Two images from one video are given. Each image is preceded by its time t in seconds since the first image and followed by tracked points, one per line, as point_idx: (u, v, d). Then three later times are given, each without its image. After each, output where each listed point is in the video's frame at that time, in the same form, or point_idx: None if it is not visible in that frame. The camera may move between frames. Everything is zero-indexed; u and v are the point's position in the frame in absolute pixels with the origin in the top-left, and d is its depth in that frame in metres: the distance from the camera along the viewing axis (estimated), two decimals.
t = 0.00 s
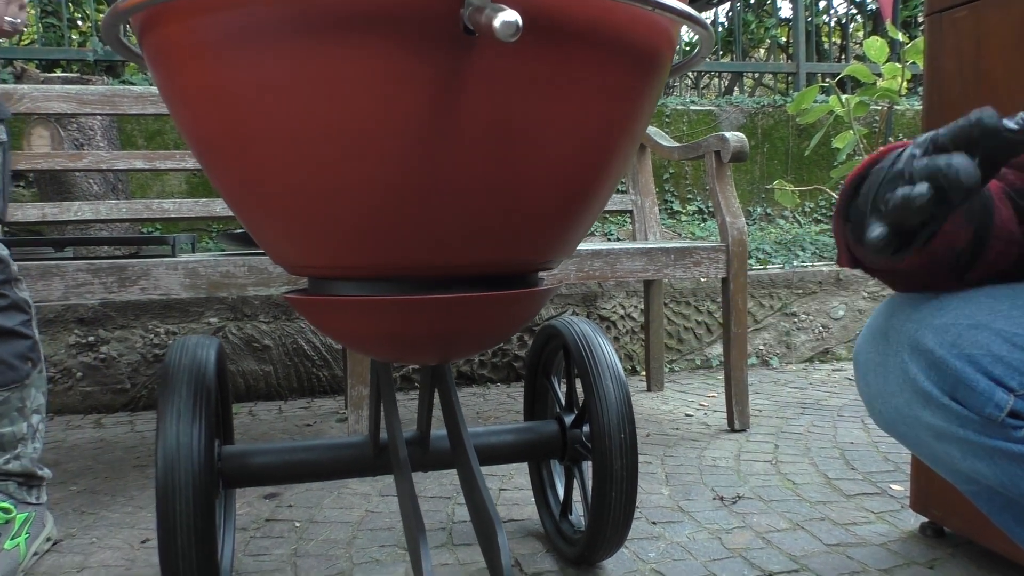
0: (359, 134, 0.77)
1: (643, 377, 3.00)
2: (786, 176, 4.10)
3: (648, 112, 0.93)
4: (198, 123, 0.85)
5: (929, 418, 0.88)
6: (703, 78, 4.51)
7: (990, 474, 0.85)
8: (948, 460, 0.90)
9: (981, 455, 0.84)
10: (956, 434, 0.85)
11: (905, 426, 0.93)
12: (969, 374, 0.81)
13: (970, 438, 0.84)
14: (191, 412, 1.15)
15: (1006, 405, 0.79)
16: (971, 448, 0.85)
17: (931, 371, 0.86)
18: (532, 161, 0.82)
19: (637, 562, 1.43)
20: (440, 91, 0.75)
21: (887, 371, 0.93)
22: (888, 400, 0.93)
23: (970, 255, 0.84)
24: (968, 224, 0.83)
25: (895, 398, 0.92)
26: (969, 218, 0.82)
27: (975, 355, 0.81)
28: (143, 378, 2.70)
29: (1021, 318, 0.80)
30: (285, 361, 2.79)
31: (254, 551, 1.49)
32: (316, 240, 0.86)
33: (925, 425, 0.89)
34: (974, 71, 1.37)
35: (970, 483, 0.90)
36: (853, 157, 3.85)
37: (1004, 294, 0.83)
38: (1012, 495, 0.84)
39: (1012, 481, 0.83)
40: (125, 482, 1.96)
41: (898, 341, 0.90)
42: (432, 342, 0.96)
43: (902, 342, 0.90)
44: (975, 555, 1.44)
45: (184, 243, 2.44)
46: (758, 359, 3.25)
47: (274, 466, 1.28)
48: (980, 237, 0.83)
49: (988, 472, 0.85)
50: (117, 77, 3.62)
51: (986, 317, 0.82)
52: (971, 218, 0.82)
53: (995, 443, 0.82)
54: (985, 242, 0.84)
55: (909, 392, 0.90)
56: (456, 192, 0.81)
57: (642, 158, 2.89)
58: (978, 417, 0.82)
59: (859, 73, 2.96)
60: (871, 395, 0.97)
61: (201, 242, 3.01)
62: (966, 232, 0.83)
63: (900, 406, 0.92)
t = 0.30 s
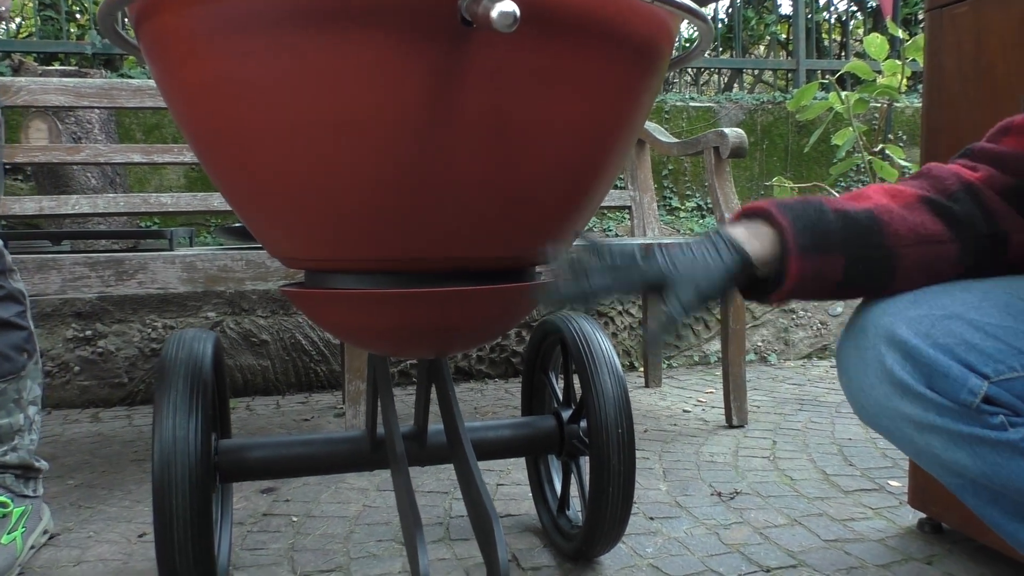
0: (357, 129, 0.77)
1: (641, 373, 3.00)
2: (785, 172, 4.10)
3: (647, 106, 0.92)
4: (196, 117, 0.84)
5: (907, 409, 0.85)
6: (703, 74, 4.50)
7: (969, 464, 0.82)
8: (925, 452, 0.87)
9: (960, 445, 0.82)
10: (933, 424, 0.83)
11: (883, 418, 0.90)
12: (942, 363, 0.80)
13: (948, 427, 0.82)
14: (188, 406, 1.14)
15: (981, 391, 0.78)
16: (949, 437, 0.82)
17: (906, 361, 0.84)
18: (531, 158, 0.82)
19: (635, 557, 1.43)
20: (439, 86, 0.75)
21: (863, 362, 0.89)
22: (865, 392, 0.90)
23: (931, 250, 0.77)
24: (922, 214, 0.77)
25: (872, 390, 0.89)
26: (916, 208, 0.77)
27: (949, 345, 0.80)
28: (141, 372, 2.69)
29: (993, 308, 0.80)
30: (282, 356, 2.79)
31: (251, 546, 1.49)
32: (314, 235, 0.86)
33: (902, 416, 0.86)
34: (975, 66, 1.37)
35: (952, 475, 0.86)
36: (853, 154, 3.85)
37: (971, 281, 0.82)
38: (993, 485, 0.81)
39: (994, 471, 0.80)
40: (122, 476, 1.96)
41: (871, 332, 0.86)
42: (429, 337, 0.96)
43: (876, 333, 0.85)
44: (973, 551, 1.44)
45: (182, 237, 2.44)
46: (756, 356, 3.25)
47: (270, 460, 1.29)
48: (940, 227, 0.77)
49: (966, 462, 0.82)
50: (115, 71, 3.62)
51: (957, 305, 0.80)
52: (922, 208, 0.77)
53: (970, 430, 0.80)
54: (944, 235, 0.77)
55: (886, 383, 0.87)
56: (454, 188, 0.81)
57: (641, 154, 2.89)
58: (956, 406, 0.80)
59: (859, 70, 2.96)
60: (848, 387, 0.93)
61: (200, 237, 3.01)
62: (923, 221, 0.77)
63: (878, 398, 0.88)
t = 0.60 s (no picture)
0: (353, 122, 0.76)
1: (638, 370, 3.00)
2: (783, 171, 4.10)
3: (644, 101, 0.92)
4: (191, 111, 0.84)
5: (903, 393, 0.83)
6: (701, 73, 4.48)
7: (965, 450, 0.79)
8: (925, 439, 0.84)
9: (957, 430, 0.78)
10: (929, 408, 0.80)
11: (882, 403, 0.88)
12: (938, 345, 0.77)
13: (945, 412, 0.79)
14: (182, 401, 1.14)
15: (978, 375, 0.74)
16: (945, 423, 0.79)
17: (905, 345, 0.81)
18: (528, 152, 0.82)
19: (630, 554, 1.43)
20: (436, 79, 0.75)
21: (861, 345, 0.87)
22: (863, 374, 0.88)
23: (963, 242, 0.75)
24: (959, 204, 0.74)
25: (871, 374, 0.86)
26: (953, 197, 0.74)
27: (947, 328, 0.76)
28: (137, 369, 2.69)
29: (997, 293, 0.76)
30: (279, 352, 2.79)
31: (247, 541, 1.48)
32: (309, 229, 0.86)
33: (900, 400, 0.84)
34: (973, 60, 1.37)
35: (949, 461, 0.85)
36: (850, 153, 3.86)
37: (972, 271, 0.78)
38: (990, 472, 0.78)
39: (991, 458, 0.76)
40: (118, 472, 1.95)
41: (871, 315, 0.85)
42: (425, 331, 0.96)
43: (876, 316, 0.84)
44: (968, 548, 1.44)
45: (179, 233, 2.43)
46: (753, 354, 3.25)
47: (266, 456, 1.28)
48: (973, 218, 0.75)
49: (964, 448, 0.79)
50: (112, 67, 3.61)
51: (956, 290, 0.77)
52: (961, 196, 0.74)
53: (968, 415, 0.76)
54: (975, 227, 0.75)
55: (883, 367, 0.84)
56: (451, 182, 0.81)
57: (639, 151, 2.89)
58: (952, 390, 0.77)
59: (858, 69, 2.95)
60: (848, 370, 0.92)
61: (197, 233, 3.00)
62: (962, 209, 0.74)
63: (877, 382, 0.86)
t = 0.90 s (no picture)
0: (352, 122, 0.76)
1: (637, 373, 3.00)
2: (782, 174, 4.10)
3: (642, 102, 0.92)
4: (188, 111, 0.83)
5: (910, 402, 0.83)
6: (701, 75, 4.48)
7: (974, 460, 0.80)
8: (929, 445, 0.85)
9: (965, 439, 0.80)
10: (938, 418, 0.81)
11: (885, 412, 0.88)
12: (949, 355, 0.78)
13: (954, 421, 0.80)
14: (178, 403, 1.14)
15: (990, 385, 0.76)
16: (954, 432, 0.80)
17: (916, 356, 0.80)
18: (528, 152, 0.82)
19: (628, 557, 1.43)
20: (434, 78, 0.74)
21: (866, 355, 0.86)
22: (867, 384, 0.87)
23: (979, 244, 0.78)
24: (972, 208, 0.77)
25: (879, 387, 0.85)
26: (964, 201, 0.76)
27: (958, 337, 0.77)
28: (134, 369, 2.68)
29: (1005, 301, 0.78)
30: (277, 354, 2.78)
31: (243, 543, 1.48)
32: (307, 230, 0.85)
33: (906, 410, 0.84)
34: (972, 62, 1.37)
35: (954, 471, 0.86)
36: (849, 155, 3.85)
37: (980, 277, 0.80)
38: (998, 483, 0.80)
39: (1000, 467, 0.78)
40: (114, 473, 1.95)
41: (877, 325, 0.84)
42: (424, 333, 0.95)
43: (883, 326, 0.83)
44: (966, 552, 1.44)
45: (177, 233, 2.42)
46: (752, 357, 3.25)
47: (262, 458, 1.28)
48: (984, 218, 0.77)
49: (971, 457, 0.80)
50: (111, 67, 3.61)
51: (965, 297, 0.78)
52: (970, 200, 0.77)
53: (977, 425, 0.78)
54: (987, 229, 0.78)
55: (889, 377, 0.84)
56: (451, 181, 0.80)
57: (638, 153, 2.89)
58: (962, 400, 0.78)
59: (857, 71, 2.94)
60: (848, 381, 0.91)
61: (195, 233, 3.00)
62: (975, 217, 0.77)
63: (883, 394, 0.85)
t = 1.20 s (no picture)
0: (349, 122, 0.76)
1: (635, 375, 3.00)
2: (781, 177, 4.11)
3: (641, 101, 0.92)
4: (185, 112, 0.83)
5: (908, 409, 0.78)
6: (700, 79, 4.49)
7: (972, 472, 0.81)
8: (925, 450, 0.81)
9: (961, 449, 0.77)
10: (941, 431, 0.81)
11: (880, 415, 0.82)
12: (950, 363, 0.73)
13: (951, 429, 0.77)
14: (174, 405, 1.13)
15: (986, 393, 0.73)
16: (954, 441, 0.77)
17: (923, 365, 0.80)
18: (528, 151, 0.82)
19: (625, 560, 1.43)
20: (431, 77, 0.74)
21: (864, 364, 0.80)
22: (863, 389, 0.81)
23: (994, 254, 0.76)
24: (981, 218, 0.74)
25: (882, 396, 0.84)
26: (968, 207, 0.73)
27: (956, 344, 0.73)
28: (132, 371, 2.68)
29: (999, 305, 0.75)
30: (275, 355, 2.78)
31: (239, 545, 1.47)
32: (304, 230, 0.85)
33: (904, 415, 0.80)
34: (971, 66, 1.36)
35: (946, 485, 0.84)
36: (849, 159, 3.86)
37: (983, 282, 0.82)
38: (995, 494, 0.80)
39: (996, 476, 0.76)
40: (110, 474, 1.94)
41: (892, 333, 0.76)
42: (419, 333, 0.95)
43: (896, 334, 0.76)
44: (964, 555, 1.44)
45: (174, 234, 2.42)
46: (750, 360, 3.25)
47: (259, 459, 1.27)
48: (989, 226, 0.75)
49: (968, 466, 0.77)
50: (111, 68, 3.61)
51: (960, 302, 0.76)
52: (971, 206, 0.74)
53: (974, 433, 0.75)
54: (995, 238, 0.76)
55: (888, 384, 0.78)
56: (449, 179, 0.80)
57: (636, 157, 2.89)
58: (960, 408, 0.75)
59: (857, 75, 2.93)
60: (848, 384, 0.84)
61: (193, 235, 3.00)
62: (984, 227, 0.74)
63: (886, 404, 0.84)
